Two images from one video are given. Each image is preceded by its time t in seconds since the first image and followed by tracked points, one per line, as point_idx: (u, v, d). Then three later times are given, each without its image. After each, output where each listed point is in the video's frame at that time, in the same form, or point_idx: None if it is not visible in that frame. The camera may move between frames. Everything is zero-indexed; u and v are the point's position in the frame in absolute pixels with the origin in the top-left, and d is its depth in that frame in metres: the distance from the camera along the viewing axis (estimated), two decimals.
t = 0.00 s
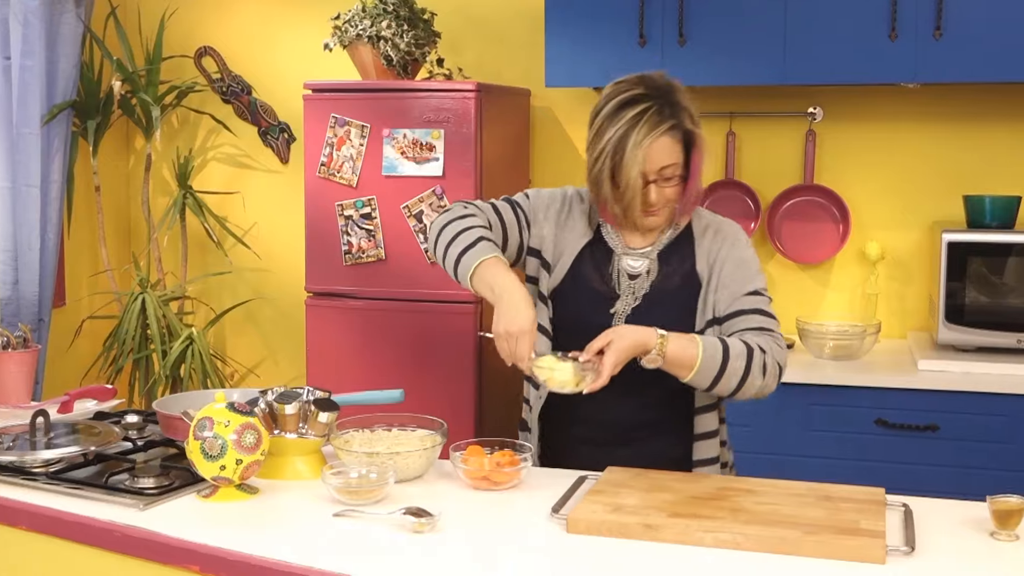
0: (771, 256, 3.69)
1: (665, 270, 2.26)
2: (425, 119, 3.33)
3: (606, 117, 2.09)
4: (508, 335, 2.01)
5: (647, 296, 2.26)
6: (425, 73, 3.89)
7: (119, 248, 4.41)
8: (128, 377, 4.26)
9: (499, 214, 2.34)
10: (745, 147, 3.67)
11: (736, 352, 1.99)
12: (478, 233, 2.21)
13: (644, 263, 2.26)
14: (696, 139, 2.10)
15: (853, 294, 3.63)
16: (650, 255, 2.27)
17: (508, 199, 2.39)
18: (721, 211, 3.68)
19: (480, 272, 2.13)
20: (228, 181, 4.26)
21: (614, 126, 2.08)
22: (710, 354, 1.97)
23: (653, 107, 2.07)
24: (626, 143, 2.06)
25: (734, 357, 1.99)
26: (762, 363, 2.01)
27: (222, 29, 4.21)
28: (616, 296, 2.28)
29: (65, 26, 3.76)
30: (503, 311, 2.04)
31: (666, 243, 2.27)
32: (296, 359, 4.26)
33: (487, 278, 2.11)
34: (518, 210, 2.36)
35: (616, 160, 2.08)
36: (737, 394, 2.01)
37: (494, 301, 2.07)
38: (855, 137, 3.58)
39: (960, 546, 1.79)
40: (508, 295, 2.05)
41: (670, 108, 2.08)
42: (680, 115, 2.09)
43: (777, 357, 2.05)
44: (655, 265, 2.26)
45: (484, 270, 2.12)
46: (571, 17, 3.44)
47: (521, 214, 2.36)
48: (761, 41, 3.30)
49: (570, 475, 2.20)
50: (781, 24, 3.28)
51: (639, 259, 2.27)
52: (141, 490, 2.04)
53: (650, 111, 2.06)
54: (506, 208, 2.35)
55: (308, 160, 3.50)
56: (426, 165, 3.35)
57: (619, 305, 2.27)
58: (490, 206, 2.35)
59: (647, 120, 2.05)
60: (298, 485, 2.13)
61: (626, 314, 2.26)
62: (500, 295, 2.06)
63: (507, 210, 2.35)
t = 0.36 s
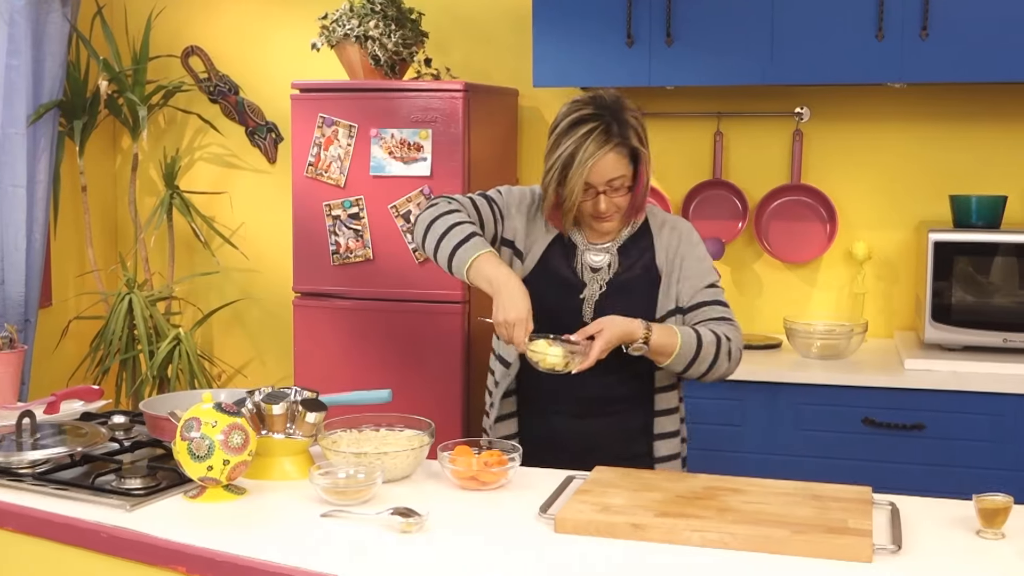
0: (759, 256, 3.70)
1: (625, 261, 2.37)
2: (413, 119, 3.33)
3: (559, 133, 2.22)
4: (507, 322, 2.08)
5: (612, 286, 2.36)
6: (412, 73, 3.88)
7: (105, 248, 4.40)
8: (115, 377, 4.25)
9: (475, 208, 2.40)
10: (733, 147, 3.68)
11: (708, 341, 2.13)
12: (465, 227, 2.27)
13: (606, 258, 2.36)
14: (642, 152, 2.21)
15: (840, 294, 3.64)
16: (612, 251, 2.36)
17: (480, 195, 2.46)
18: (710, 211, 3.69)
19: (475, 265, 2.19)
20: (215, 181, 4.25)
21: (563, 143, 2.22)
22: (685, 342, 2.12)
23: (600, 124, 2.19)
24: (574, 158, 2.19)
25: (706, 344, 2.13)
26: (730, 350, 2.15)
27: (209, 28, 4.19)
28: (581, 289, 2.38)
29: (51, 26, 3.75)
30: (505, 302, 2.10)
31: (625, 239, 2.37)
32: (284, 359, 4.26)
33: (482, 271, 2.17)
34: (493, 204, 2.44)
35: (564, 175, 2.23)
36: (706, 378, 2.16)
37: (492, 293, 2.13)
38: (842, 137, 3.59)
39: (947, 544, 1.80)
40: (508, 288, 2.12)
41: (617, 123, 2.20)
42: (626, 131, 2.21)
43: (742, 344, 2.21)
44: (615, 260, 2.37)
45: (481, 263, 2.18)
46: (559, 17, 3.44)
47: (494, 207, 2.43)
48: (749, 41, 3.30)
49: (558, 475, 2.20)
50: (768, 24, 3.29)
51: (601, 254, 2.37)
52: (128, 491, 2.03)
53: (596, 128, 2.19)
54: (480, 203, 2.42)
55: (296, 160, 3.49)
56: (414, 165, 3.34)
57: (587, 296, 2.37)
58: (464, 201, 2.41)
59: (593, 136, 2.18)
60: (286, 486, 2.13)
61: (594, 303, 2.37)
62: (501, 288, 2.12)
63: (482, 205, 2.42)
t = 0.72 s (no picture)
0: (746, 256, 3.70)
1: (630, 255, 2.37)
2: (401, 119, 3.32)
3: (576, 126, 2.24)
4: (514, 357, 2.08)
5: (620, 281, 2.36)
6: (400, 73, 3.88)
7: (92, 248, 4.39)
8: (102, 378, 4.23)
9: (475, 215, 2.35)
10: (720, 147, 3.69)
11: (706, 355, 2.27)
12: (469, 250, 2.22)
13: (612, 252, 2.36)
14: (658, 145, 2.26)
15: (827, 294, 3.65)
16: (617, 246, 2.37)
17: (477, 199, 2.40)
18: (698, 211, 3.70)
19: (484, 297, 2.16)
20: (203, 181, 4.24)
21: (582, 135, 2.24)
22: (686, 358, 2.26)
23: (619, 116, 2.22)
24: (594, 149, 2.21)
25: (705, 360, 2.27)
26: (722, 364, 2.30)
27: (197, 28, 4.18)
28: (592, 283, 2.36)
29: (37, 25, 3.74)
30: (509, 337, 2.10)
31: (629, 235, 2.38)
32: (272, 359, 4.25)
33: (488, 303, 2.15)
34: (491, 209, 2.38)
35: (584, 166, 2.25)
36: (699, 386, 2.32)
37: (497, 325, 2.13)
38: (830, 137, 3.60)
39: (933, 543, 1.80)
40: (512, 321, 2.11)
41: (634, 115, 2.24)
42: (640, 121, 2.24)
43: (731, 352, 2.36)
44: (623, 254, 2.37)
45: (488, 296, 2.16)
46: (548, 17, 3.44)
47: (494, 213, 2.38)
48: (736, 41, 3.31)
49: (547, 475, 2.20)
50: (756, 25, 3.29)
51: (608, 249, 2.37)
52: (115, 492, 2.03)
53: (616, 120, 2.22)
54: (479, 208, 2.37)
55: (283, 160, 3.48)
56: (402, 165, 3.34)
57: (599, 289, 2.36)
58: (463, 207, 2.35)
59: (613, 127, 2.21)
60: (273, 486, 2.12)
61: (606, 296, 2.35)
62: (507, 321, 2.11)
63: (481, 210, 2.37)
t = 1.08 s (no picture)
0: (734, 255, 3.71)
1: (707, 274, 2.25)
2: (390, 119, 3.32)
3: (642, 130, 2.13)
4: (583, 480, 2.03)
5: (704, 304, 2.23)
6: (388, 73, 3.88)
7: (80, 247, 4.37)
8: (89, 379, 4.22)
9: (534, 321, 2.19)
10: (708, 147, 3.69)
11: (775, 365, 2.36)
12: (534, 379, 2.10)
13: (689, 272, 2.23)
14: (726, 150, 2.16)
15: (816, 293, 3.67)
16: (690, 265, 2.24)
17: (530, 292, 2.21)
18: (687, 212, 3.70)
19: (554, 426, 2.06)
20: (190, 181, 4.23)
21: (650, 138, 2.12)
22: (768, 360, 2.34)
23: (689, 118, 2.12)
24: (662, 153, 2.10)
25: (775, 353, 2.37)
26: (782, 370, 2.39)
27: (185, 28, 4.17)
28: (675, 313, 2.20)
29: (24, 25, 3.73)
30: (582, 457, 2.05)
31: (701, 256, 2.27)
32: (261, 360, 4.25)
33: (558, 430, 2.06)
34: (546, 296, 2.20)
35: (651, 170, 2.12)
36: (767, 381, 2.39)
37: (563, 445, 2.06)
38: (817, 137, 3.61)
39: (921, 542, 1.81)
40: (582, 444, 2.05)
41: (702, 119, 2.14)
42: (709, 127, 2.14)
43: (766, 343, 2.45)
44: (699, 273, 2.24)
45: (558, 424, 2.05)
46: (536, 17, 3.44)
47: (553, 302, 2.20)
48: (722, 40, 3.32)
49: (536, 475, 2.20)
50: (743, 25, 3.30)
51: (684, 270, 2.23)
52: (103, 493, 2.02)
53: (685, 122, 2.12)
54: (535, 308, 2.19)
55: (271, 160, 3.48)
56: (390, 165, 3.34)
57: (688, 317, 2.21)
58: (519, 318, 2.19)
59: (684, 129, 2.10)
60: (262, 487, 2.12)
61: (698, 327, 2.20)
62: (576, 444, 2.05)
63: (536, 309, 2.19)
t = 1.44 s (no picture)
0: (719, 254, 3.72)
1: (759, 306, 2.21)
2: (374, 119, 3.32)
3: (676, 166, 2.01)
4: None
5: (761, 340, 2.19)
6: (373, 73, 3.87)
7: (62, 248, 4.35)
8: (72, 381, 4.20)
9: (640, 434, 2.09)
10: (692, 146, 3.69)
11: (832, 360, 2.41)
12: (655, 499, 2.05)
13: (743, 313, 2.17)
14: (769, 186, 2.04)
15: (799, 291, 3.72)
16: (743, 304, 2.18)
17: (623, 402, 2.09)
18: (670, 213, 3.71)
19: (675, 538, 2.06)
20: (173, 181, 4.22)
21: (685, 174, 2.00)
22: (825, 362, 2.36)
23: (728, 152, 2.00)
24: (698, 191, 1.98)
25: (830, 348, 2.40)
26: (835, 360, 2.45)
27: (168, 27, 4.16)
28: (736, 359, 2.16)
29: (6, 25, 3.71)
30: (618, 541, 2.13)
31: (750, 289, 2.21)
32: (245, 360, 4.24)
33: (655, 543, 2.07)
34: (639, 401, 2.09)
35: (687, 209, 2.00)
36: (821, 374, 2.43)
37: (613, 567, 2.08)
38: (800, 136, 3.62)
39: (904, 540, 1.81)
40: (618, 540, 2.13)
41: (743, 153, 2.02)
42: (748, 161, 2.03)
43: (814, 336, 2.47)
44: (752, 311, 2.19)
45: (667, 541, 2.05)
46: (520, 17, 3.44)
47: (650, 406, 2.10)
48: (705, 40, 3.32)
49: (521, 475, 2.20)
50: (726, 25, 3.30)
51: (737, 309, 2.17)
52: (86, 494, 2.01)
53: (722, 157, 2.00)
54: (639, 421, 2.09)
55: (255, 160, 3.47)
56: (374, 165, 3.34)
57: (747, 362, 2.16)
58: (618, 435, 2.09)
59: (721, 165, 1.99)
60: (246, 487, 2.11)
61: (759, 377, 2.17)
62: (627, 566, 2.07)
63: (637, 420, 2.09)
